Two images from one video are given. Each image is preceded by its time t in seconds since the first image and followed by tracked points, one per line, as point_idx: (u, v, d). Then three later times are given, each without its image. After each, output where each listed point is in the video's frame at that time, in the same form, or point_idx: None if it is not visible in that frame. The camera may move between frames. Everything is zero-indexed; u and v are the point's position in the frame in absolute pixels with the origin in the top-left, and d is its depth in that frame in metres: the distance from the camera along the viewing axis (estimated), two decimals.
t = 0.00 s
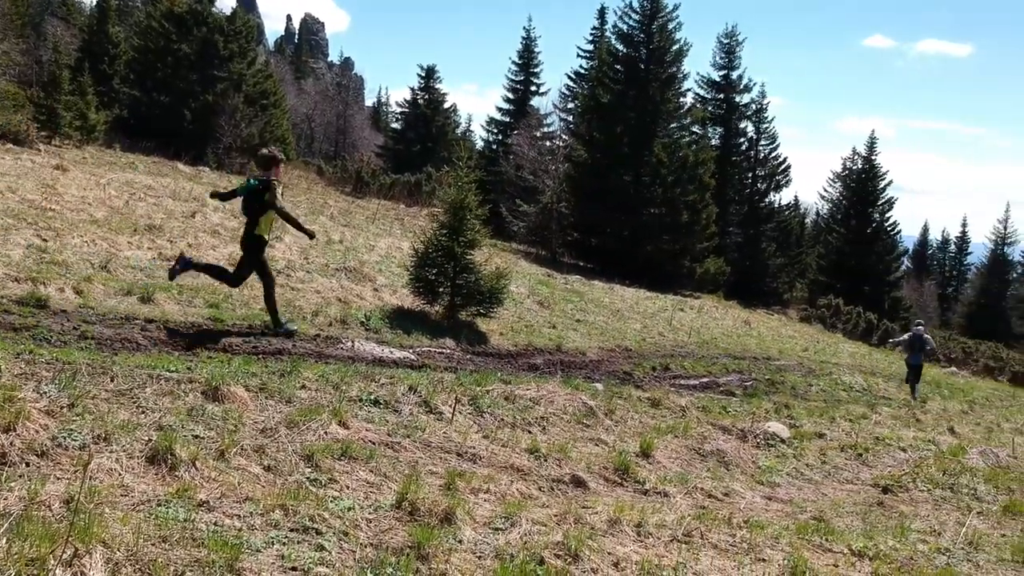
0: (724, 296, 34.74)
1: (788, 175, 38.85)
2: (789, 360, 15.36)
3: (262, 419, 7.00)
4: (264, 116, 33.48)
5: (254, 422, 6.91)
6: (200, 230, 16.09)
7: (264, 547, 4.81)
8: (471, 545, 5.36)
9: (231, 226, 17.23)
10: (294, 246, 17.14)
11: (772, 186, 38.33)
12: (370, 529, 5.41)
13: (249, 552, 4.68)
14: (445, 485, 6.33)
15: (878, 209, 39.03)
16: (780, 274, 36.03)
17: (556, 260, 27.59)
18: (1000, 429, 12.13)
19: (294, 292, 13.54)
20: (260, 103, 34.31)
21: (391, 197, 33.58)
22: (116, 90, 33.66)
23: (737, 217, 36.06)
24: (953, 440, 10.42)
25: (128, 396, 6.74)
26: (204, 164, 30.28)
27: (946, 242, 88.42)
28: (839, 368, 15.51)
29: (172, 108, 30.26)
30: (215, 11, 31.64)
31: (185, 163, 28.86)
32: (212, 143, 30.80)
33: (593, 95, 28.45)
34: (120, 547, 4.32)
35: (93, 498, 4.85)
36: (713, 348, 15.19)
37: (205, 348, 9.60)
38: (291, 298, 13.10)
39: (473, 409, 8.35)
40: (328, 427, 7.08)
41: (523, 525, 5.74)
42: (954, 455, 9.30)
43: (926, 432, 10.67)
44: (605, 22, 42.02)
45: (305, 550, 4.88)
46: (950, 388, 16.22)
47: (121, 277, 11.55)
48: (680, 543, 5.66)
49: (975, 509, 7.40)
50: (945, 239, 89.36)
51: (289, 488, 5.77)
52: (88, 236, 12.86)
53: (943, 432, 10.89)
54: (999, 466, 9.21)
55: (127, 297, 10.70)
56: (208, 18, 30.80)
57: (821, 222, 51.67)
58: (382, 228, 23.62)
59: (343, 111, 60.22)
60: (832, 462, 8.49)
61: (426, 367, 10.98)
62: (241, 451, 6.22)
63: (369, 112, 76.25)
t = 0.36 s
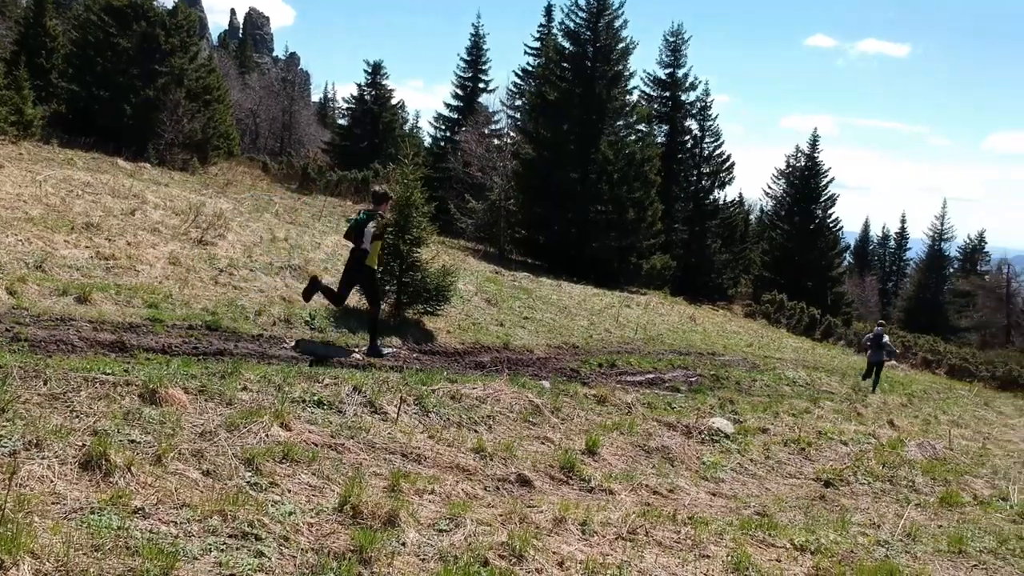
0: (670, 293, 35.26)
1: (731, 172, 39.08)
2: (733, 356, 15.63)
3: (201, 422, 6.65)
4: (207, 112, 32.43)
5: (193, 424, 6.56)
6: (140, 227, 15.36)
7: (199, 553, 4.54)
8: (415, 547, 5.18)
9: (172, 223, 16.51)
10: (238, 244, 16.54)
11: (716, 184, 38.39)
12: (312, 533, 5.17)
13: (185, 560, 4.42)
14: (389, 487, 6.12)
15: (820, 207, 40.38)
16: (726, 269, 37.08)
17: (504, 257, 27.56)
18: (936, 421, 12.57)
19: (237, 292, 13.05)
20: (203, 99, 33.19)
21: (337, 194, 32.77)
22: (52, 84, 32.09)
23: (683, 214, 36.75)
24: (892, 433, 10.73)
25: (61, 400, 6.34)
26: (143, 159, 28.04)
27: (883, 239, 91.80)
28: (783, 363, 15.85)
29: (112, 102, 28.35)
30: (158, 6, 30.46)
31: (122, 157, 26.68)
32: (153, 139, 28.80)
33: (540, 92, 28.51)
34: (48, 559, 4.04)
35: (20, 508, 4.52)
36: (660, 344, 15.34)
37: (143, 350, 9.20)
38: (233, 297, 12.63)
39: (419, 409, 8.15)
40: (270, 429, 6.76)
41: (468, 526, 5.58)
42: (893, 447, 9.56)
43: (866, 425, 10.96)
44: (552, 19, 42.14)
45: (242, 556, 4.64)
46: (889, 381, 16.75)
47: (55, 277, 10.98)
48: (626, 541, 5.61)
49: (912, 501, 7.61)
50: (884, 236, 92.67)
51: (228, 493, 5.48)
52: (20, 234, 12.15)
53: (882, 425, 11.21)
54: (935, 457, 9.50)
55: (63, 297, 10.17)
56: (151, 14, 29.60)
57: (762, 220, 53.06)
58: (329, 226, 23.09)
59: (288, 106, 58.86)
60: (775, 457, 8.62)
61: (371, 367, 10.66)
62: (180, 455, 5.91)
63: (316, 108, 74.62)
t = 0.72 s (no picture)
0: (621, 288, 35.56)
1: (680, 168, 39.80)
2: (684, 351, 15.82)
3: (145, 425, 6.38)
4: (154, 106, 31.23)
5: (137, 427, 6.29)
6: (82, 225, 14.67)
7: (142, 561, 4.33)
8: (365, 549, 5.02)
9: (116, 221, 15.83)
10: (185, 241, 15.96)
11: (666, 180, 39.05)
12: (259, 537, 4.98)
13: (126, 568, 4.21)
14: (338, 488, 5.94)
15: (769, 203, 41.17)
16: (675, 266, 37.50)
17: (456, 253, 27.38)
18: (881, 414, 12.93)
19: (182, 290, 12.59)
20: (149, 93, 31.96)
21: (288, 190, 31.90)
22: None
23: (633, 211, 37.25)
24: (839, 426, 10.99)
25: None
26: (87, 155, 27.24)
27: (830, 235, 94.49)
28: (733, 358, 16.11)
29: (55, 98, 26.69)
30: None
31: (65, 154, 25.75)
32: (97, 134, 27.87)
33: (492, 88, 28.46)
34: None
35: None
36: (612, 340, 15.42)
37: (86, 349, 8.80)
38: (179, 296, 12.17)
39: (369, 409, 7.96)
40: (216, 431, 6.50)
41: (419, 526, 5.44)
42: (840, 440, 9.78)
43: (814, 419, 11.20)
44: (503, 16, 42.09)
45: (187, 562, 4.45)
46: (835, 374, 17.19)
47: None
48: (577, 538, 5.56)
49: (859, 493, 7.79)
50: (831, 232, 95.39)
51: (173, 497, 5.26)
52: None
53: (830, 418, 11.47)
54: (880, 450, 9.74)
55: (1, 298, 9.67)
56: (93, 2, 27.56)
57: (712, 218, 54.11)
58: (279, 223, 22.50)
59: (237, 101, 57.35)
60: (725, 451, 8.72)
61: (322, 365, 10.38)
62: (123, 459, 5.66)
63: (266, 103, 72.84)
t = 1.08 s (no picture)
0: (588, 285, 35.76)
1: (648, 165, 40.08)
2: (652, 348, 15.92)
3: (108, 427, 6.18)
4: (116, 102, 30.36)
5: (99, 430, 6.09)
6: (41, 223, 14.17)
7: (105, 568, 4.19)
8: (333, 552, 4.91)
9: (77, 218, 15.33)
10: (148, 239, 15.53)
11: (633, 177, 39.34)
12: (225, 542, 4.84)
13: None
14: (305, 490, 5.82)
15: (735, 199, 41.71)
16: (642, 262, 37.70)
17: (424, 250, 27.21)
18: (846, 409, 13.16)
19: (146, 289, 12.25)
20: (111, 88, 31.04)
21: (253, 187, 31.36)
22: None
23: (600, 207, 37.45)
24: (805, 422, 11.14)
25: None
26: (48, 151, 26.39)
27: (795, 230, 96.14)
28: (699, 354, 16.25)
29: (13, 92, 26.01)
30: None
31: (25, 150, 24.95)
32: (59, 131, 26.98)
33: (458, 84, 28.27)
34: None
35: None
36: (579, 337, 15.45)
37: (46, 350, 8.48)
38: (142, 295, 11.85)
39: (337, 409, 7.81)
40: (181, 433, 6.32)
41: (388, 528, 5.34)
42: (806, 436, 9.91)
43: (781, 414, 11.34)
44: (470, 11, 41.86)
45: (152, 569, 4.30)
46: (801, 369, 17.48)
47: None
48: (547, 538, 5.53)
49: (826, 489, 7.91)
50: (796, 227, 97.04)
51: (137, 502, 5.09)
52: None
53: (795, 414, 11.63)
54: (846, 445, 9.89)
55: None
56: None
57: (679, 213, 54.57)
58: (245, 220, 22.04)
59: (202, 96, 56.29)
60: (694, 448, 8.77)
61: (291, 365, 10.18)
62: (85, 463, 5.49)
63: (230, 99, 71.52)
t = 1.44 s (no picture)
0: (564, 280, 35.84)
1: (623, 162, 40.23)
2: (627, 344, 15.98)
3: (79, 430, 6.03)
4: (87, 97, 29.74)
5: (70, 433, 5.94)
6: (9, 220, 13.79)
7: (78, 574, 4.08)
8: (309, 555, 4.82)
9: (47, 215, 14.96)
10: (120, 237, 15.21)
11: (608, 173, 39.47)
12: (200, 546, 4.73)
13: None
14: (281, 492, 5.72)
15: (709, 195, 42.07)
16: (617, 258, 37.86)
17: (399, 247, 27.03)
18: (820, 404, 13.30)
19: (117, 288, 12.00)
20: (81, 83, 30.35)
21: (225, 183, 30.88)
22: None
23: (575, 203, 37.56)
24: (779, 418, 11.24)
25: None
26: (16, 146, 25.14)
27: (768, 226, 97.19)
28: (674, 351, 16.34)
29: None
30: None
31: None
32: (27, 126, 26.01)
33: (433, 80, 28.06)
34: None
35: None
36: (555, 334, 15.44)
37: (14, 351, 8.25)
38: (113, 293, 11.60)
39: (313, 409, 7.70)
40: (154, 436, 6.19)
41: (365, 530, 5.26)
42: (781, 432, 9.99)
43: (755, 411, 11.43)
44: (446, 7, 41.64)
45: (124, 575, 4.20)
46: (775, 365, 17.68)
47: None
48: (525, 538, 5.51)
49: (801, 485, 7.98)
50: (769, 223, 98.12)
51: (109, 506, 4.97)
52: None
53: (770, 410, 11.73)
54: (820, 441, 9.98)
55: None
56: None
57: (655, 208, 54.92)
58: (218, 217, 21.68)
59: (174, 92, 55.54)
60: (669, 445, 8.82)
61: (266, 364, 10.03)
62: (56, 467, 5.36)
63: (203, 94, 70.57)
